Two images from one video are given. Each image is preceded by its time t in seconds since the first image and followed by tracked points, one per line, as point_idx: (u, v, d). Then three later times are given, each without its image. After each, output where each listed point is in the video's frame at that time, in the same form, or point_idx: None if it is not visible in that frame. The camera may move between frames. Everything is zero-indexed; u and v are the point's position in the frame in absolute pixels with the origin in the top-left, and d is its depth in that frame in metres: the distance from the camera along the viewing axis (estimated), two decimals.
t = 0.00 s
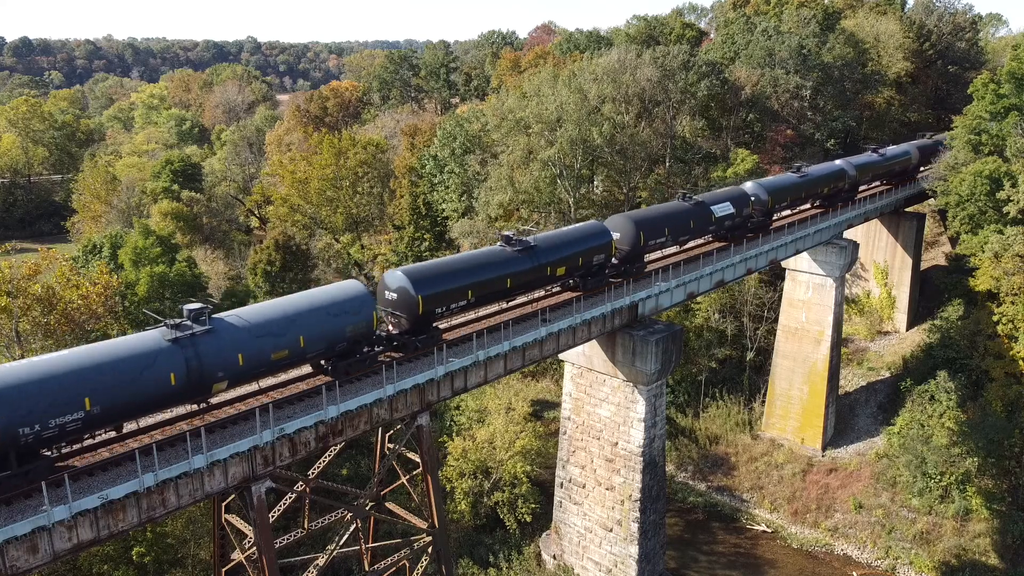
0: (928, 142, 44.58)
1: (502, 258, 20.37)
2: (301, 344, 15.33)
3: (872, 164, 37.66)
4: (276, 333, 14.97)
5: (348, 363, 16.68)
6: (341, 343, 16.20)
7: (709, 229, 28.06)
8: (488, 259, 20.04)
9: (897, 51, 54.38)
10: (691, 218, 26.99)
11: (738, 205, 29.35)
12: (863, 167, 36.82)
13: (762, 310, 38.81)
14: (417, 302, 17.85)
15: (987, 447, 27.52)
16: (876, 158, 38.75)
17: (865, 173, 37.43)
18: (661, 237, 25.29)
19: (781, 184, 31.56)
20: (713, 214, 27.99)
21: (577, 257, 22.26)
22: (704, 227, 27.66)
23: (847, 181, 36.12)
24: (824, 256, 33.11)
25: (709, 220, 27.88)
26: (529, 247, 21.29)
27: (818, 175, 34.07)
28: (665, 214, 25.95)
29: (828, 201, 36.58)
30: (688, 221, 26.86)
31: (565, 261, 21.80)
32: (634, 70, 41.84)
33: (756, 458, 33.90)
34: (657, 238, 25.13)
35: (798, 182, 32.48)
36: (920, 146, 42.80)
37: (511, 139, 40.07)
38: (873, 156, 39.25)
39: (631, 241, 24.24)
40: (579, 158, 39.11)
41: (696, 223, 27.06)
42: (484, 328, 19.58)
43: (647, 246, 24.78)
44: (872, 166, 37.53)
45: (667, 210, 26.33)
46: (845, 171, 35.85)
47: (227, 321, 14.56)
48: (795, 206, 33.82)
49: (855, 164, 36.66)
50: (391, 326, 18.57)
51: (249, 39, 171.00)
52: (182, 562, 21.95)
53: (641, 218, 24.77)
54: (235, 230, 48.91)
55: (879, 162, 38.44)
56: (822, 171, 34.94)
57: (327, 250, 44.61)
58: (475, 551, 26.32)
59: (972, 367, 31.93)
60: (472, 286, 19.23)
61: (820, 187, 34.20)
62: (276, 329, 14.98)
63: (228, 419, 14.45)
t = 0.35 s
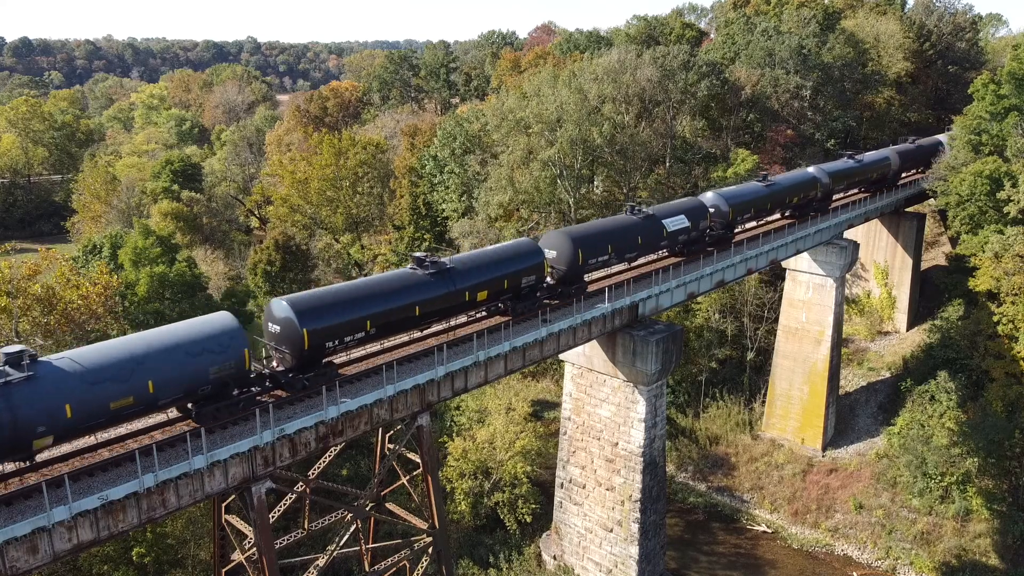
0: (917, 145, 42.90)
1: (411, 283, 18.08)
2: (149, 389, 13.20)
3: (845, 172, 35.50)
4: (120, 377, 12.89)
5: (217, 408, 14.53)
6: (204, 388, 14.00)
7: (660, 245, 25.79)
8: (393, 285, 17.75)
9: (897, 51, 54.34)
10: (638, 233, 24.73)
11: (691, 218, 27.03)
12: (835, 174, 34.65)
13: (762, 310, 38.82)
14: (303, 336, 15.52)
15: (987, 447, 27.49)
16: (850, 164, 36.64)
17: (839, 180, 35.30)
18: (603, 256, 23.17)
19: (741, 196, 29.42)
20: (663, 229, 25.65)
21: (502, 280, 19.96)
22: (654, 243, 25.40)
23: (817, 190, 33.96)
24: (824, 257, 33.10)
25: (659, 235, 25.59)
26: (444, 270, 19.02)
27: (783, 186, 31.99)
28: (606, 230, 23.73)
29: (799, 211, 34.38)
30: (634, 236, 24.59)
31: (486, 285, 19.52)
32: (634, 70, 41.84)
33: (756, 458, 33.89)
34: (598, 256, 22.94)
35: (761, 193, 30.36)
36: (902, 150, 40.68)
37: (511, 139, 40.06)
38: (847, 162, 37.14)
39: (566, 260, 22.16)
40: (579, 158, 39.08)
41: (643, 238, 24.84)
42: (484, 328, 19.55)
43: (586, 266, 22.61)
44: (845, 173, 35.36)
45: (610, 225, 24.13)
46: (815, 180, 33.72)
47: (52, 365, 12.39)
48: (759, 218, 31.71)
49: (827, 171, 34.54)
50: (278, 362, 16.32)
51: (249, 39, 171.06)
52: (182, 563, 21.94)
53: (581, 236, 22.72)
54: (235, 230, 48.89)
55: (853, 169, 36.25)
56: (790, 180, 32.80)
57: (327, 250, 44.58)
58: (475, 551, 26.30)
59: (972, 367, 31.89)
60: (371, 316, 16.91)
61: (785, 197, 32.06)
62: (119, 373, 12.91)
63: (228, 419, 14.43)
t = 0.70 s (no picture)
0: (894, 151, 40.94)
1: (285, 316, 15.34)
2: None
3: (814, 181, 33.19)
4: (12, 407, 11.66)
5: (24, 473, 11.79)
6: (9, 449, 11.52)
7: (597, 264, 23.05)
8: (262, 319, 14.99)
9: (897, 51, 54.31)
10: (570, 252, 22.06)
11: (633, 234, 24.35)
12: (801, 185, 32.34)
13: (762, 310, 38.81)
14: (132, 386, 12.82)
15: (987, 447, 27.47)
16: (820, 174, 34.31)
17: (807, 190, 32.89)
18: (528, 278, 20.61)
19: (693, 210, 26.89)
20: (600, 247, 22.95)
21: (399, 311, 17.20)
22: (591, 262, 22.73)
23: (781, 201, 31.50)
24: (824, 257, 33.10)
25: (597, 254, 22.88)
26: (325, 301, 16.23)
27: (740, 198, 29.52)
28: (216, 335, 14.21)
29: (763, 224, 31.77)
30: (566, 256, 21.94)
31: (379, 317, 16.79)
32: (634, 70, 41.84)
33: (756, 459, 33.88)
34: (519, 280, 20.30)
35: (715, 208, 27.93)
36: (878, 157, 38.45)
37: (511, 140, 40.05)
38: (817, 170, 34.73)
39: (481, 284, 19.50)
40: (579, 158, 39.07)
41: (576, 257, 22.19)
42: (484, 329, 19.53)
43: (505, 291, 19.98)
44: (814, 183, 33.03)
45: (537, 244, 21.59)
46: (778, 191, 31.32)
47: None
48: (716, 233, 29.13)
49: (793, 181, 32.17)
50: (115, 414, 13.68)
51: (249, 39, 171.09)
52: (182, 563, 21.94)
53: (502, 256, 20.19)
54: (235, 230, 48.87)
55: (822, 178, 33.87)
56: (749, 193, 30.27)
57: (327, 250, 44.59)
58: (475, 551, 26.27)
59: (972, 367, 31.84)
60: (228, 358, 14.09)
61: (743, 210, 29.53)
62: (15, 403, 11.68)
63: (228, 419, 14.41)
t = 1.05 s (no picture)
0: (870, 158, 39.02)
1: (134, 356, 13.35)
2: None
3: (779, 193, 31.47)
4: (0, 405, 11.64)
5: None
6: None
7: (525, 286, 20.85)
8: (100, 363, 12.90)
9: (897, 51, 54.33)
10: (491, 274, 19.79)
11: (568, 253, 22.24)
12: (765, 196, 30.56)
13: (762, 310, 38.83)
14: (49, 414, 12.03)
15: (987, 447, 27.46)
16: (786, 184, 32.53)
17: (771, 202, 31.10)
18: (439, 305, 18.33)
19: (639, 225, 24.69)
20: (528, 268, 20.79)
21: (276, 347, 15.11)
22: (517, 285, 20.56)
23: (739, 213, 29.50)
24: (824, 257, 33.11)
25: (525, 275, 20.72)
26: (184, 337, 14.14)
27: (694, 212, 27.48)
28: (39, 383, 12.13)
29: (721, 237, 29.66)
30: (487, 278, 19.68)
31: (250, 355, 14.67)
32: (634, 70, 41.84)
33: (756, 459, 33.87)
34: (428, 307, 18.01)
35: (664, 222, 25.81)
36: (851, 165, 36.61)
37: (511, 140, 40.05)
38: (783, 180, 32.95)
39: (384, 313, 17.28)
40: (579, 158, 39.08)
41: (498, 279, 19.94)
42: (484, 329, 19.52)
43: (412, 319, 17.74)
44: (778, 194, 31.26)
45: (454, 265, 19.42)
46: (737, 204, 29.40)
47: None
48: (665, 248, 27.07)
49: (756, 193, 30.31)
50: None
51: (249, 39, 171.11)
52: (182, 563, 21.96)
53: (410, 280, 17.99)
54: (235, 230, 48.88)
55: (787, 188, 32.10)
56: (703, 204, 28.22)
57: (327, 250, 44.57)
58: (475, 551, 26.24)
59: (972, 367, 31.81)
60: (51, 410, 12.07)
61: (696, 224, 27.39)
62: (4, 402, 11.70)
63: (228, 419, 14.41)
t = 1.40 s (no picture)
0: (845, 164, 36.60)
1: None
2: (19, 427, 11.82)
3: (737, 204, 28.97)
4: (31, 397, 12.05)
5: None
6: None
7: (430, 315, 18.31)
8: None
9: (897, 51, 54.34)
10: (386, 303, 17.19)
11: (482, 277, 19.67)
12: (722, 208, 27.97)
13: (762, 310, 38.82)
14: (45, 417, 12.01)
15: (987, 447, 27.45)
16: (746, 195, 30.07)
17: (729, 215, 28.63)
18: (316, 342, 15.71)
19: (572, 244, 22.18)
20: (432, 295, 18.26)
21: (99, 400, 12.63)
22: (419, 314, 18.00)
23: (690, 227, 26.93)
24: (824, 257, 33.09)
25: (429, 303, 18.17)
26: None
27: (639, 226, 24.78)
28: None
29: (673, 252, 27.00)
30: (380, 308, 17.05)
31: (69, 409, 12.24)
32: (634, 70, 41.85)
33: (756, 459, 33.86)
34: (301, 345, 15.43)
35: (603, 239, 23.32)
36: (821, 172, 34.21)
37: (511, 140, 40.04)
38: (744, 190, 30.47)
39: (246, 352, 14.69)
40: (579, 158, 39.06)
41: (394, 309, 17.31)
42: (484, 329, 19.51)
43: (281, 360, 15.15)
44: (737, 206, 28.74)
45: (343, 294, 16.86)
46: (688, 217, 26.80)
47: None
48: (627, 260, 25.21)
49: (712, 206, 27.77)
50: None
51: (249, 39, 171.14)
52: (182, 564, 21.97)
53: (281, 314, 15.39)
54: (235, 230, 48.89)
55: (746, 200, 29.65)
56: (650, 217, 25.56)
57: (326, 250, 44.54)
58: (475, 551, 26.21)
59: (972, 367, 31.77)
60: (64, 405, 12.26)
61: (642, 240, 24.72)
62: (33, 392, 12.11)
63: (228, 419, 14.41)
